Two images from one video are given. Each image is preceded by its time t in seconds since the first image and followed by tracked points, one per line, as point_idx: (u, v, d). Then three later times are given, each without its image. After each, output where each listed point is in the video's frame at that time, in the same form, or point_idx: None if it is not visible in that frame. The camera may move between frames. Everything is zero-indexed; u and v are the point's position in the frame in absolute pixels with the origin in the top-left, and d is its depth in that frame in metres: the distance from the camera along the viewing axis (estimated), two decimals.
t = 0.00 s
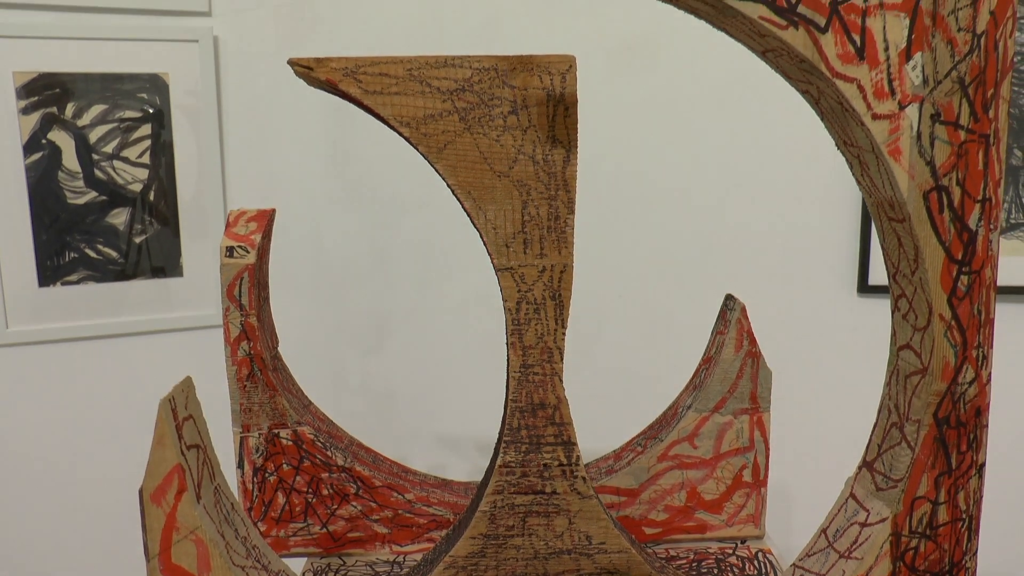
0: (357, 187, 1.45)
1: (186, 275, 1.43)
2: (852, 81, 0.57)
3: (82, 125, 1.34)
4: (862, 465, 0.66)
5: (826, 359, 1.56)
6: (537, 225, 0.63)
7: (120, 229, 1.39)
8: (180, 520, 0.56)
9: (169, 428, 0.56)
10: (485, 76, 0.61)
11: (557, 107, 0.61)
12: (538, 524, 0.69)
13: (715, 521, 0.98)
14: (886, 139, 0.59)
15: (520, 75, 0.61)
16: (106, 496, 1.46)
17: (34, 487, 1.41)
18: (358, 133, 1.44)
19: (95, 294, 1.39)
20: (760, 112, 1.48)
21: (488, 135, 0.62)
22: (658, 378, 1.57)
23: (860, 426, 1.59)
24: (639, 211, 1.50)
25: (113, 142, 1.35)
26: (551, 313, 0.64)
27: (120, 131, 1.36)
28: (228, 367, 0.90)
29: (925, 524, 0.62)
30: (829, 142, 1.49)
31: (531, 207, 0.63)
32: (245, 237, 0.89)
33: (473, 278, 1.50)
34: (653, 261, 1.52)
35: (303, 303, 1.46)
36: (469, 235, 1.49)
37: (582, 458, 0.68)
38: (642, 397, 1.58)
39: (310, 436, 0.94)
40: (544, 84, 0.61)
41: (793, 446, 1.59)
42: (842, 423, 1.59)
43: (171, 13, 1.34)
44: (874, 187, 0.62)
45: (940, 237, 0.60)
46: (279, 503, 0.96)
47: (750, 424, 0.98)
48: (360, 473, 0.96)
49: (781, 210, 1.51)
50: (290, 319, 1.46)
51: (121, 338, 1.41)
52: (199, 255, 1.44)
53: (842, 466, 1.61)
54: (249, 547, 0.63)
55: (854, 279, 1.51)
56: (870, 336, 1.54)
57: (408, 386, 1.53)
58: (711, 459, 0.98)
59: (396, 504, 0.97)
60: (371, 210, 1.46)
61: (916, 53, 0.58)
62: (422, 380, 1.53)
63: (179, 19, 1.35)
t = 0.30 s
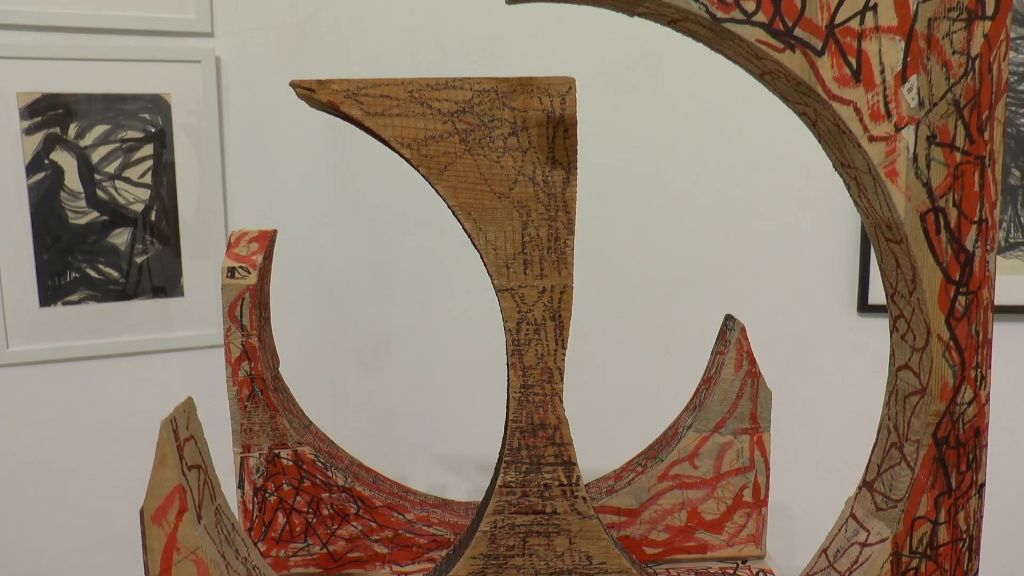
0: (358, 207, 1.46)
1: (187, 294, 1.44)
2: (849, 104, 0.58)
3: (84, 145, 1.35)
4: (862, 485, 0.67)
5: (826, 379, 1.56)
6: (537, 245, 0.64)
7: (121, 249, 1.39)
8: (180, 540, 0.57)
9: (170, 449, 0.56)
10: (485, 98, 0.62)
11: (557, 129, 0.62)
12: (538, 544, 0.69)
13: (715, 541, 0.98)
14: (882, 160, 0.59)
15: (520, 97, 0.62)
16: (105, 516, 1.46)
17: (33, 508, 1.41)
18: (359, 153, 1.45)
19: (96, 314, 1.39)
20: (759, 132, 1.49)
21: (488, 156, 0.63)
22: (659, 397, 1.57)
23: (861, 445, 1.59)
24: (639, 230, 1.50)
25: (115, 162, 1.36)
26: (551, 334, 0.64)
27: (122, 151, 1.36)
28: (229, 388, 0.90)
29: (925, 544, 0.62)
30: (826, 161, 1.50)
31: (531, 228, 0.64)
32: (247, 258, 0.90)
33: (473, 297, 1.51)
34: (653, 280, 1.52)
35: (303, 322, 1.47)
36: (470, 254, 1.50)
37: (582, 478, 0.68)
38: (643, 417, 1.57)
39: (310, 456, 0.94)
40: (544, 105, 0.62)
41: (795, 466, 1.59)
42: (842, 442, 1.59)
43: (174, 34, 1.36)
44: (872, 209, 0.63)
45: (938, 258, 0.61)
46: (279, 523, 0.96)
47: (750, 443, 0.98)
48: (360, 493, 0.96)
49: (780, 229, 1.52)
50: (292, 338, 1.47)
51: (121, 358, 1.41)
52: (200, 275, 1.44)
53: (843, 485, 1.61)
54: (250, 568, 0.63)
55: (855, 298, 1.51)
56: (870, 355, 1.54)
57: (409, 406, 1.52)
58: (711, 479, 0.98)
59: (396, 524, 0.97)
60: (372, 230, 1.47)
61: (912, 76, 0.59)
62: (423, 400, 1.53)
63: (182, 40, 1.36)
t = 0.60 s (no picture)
0: (359, 230, 1.47)
1: (187, 317, 1.44)
2: (844, 130, 0.59)
3: (87, 168, 1.35)
4: (862, 508, 0.68)
5: (826, 401, 1.56)
6: (536, 269, 0.64)
7: (122, 272, 1.40)
8: (181, 564, 0.57)
9: (170, 473, 0.58)
10: (485, 123, 0.63)
11: (557, 153, 0.63)
12: (538, 568, 0.69)
13: (716, 564, 0.95)
14: (878, 186, 0.60)
15: (519, 122, 0.62)
16: (102, 540, 1.45)
17: (30, 532, 1.41)
18: (359, 176, 1.46)
19: (96, 336, 1.39)
20: (757, 154, 1.50)
21: (489, 181, 0.63)
22: (659, 420, 1.57)
23: (862, 468, 1.59)
24: (638, 253, 1.51)
25: (117, 186, 1.37)
26: (551, 357, 0.65)
27: (124, 175, 1.37)
28: (229, 412, 0.90)
29: (926, 566, 0.63)
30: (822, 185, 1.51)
31: (531, 252, 0.64)
32: (248, 282, 0.91)
33: (473, 320, 1.51)
34: (652, 302, 1.53)
35: (304, 344, 1.47)
36: (470, 277, 1.51)
37: (582, 501, 0.69)
38: (643, 440, 1.57)
39: (310, 480, 0.93)
40: (544, 131, 0.63)
41: (796, 489, 1.58)
42: (842, 465, 1.59)
43: (178, 58, 1.37)
44: (869, 233, 0.64)
45: (934, 282, 0.62)
46: (279, 547, 0.93)
47: (750, 466, 0.98)
48: (360, 516, 0.95)
49: (778, 252, 1.53)
50: (292, 361, 1.47)
51: (121, 381, 1.41)
52: (200, 298, 1.44)
53: (845, 509, 1.60)
54: None
55: (854, 321, 1.52)
56: (870, 377, 1.55)
57: (408, 429, 1.52)
58: (711, 502, 0.98)
59: (396, 548, 0.95)
60: (372, 252, 1.48)
61: (907, 102, 0.60)
62: (423, 423, 1.53)
63: (186, 63, 1.38)
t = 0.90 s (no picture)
0: (360, 258, 1.48)
1: (187, 345, 1.44)
2: (840, 159, 0.65)
3: (89, 197, 1.36)
4: (864, 535, 0.76)
5: (827, 428, 1.56)
6: (536, 299, 0.68)
7: (123, 300, 1.40)
8: None
9: (170, 505, 0.67)
10: (485, 153, 0.67)
11: (556, 183, 0.67)
12: None
13: None
14: (875, 216, 0.66)
15: (519, 153, 0.67)
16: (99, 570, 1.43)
17: (26, 563, 1.39)
18: (360, 205, 1.48)
19: (96, 364, 1.39)
20: (754, 182, 1.52)
21: (489, 212, 0.67)
22: (660, 448, 1.56)
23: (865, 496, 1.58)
24: (636, 280, 1.52)
25: (119, 214, 1.38)
26: (551, 385, 0.68)
27: (127, 203, 1.38)
28: (229, 440, 0.89)
29: None
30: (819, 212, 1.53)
31: (531, 281, 0.68)
32: (250, 310, 0.90)
33: (473, 347, 1.52)
34: (652, 329, 1.53)
35: (304, 371, 1.47)
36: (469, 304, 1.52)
37: (582, 530, 0.71)
38: (645, 468, 1.56)
39: (310, 508, 0.93)
40: (544, 160, 0.67)
41: (797, 517, 1.58)
42: (844, 493, 1.58)
43: (181, 87, 1.38)
44: (867, 264, 0.70)
45: (931, 311, 0.68)
46: None
47: (750, 495, 0.97)
48: (360, 545, 0.95)
49: (777, 279, 1.53)
50: (292, 388, 1.47)
51: (120, 409, 1.41)
52: (200, 325, 1.45)
53: (848, 537, 1.59)
54: None
55: (854, 348, 1.52)
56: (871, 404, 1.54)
57: (408, 457, 1.52)
58: (712, 531, 0.97)
59: None
60: (372, 280, 1.48)
61: (902, 132, 0.66)
62: (423, 450, 1.52)
63: (188, 92, 1.39)
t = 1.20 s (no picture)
0: (361, 285, 1.49)
1: (187, 372, 1.44)
2: (836, 190, 0.66)
3: (90, 225, 1.37)
4: (863, 563, 0.76)
5: (829, 455, 1.55)
6: (535, 327, 0.69)
7: (123, 327, 1.40)
8: None
9: (170, 533, 0.67)
10: (485, 183, 0.68)
11: (555, 213, 0.69)
12: None
13: None
14: (870, 245, 0.67)
15: (518, 182, 0.68)
16: None
17: None
18: (361, 232, 1.49)
19: (96, 391, 1.39)
20: (752, 209, 1.53)
21: (488, 241, 0.69)
22: (661, 474, 1.56)
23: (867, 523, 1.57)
24: (636, 307, 1.52)
25: (120, 242, 1.39)
26: (550, 413, 0.70)
27: (128, 231, 1.39)
28: (229, 468, 0.89)
29: None
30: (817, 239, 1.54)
31: (530, 309, 0.69)
32: (251, 338, 0.90)
33: (473, 374, 1.52)
34: (652, 356, 1.53)
35: (304, 398, 1.47)
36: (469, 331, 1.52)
37: (582, 557, 0.72)
38: (647, 495, 1.56)
39: (310, 535, 0.92)
40: (542, 190, 0.69)
41: (799, 543, 1.57)
42: (846, 521, 1.57)
43: (183, 116, 1.40)
44: (863, 292, 0.71)
45: (927, 339, 0.68)
46: None
47: (750, 521, 0.97)
48: (359, 573, 0.93)
49: (776, 305, 1.54)
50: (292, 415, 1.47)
51: (119, 436, 1.41)
52: (200, 352, 1.45)
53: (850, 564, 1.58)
54: None
55: (854, 374, 1.53)
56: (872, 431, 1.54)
57: (408, 483, 1.52)
58: (712, 557, 0.97)
59: None
60: (373, 307, 1.49)
61: (896, 163, 0.67)
62: (423, 477, 1.52)
63: (190, 121, 1.41)
